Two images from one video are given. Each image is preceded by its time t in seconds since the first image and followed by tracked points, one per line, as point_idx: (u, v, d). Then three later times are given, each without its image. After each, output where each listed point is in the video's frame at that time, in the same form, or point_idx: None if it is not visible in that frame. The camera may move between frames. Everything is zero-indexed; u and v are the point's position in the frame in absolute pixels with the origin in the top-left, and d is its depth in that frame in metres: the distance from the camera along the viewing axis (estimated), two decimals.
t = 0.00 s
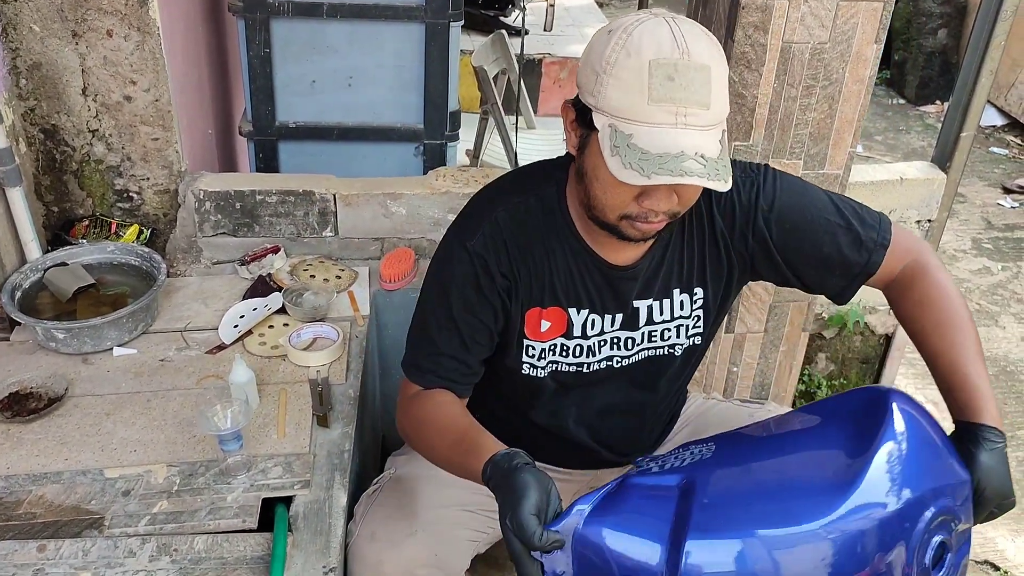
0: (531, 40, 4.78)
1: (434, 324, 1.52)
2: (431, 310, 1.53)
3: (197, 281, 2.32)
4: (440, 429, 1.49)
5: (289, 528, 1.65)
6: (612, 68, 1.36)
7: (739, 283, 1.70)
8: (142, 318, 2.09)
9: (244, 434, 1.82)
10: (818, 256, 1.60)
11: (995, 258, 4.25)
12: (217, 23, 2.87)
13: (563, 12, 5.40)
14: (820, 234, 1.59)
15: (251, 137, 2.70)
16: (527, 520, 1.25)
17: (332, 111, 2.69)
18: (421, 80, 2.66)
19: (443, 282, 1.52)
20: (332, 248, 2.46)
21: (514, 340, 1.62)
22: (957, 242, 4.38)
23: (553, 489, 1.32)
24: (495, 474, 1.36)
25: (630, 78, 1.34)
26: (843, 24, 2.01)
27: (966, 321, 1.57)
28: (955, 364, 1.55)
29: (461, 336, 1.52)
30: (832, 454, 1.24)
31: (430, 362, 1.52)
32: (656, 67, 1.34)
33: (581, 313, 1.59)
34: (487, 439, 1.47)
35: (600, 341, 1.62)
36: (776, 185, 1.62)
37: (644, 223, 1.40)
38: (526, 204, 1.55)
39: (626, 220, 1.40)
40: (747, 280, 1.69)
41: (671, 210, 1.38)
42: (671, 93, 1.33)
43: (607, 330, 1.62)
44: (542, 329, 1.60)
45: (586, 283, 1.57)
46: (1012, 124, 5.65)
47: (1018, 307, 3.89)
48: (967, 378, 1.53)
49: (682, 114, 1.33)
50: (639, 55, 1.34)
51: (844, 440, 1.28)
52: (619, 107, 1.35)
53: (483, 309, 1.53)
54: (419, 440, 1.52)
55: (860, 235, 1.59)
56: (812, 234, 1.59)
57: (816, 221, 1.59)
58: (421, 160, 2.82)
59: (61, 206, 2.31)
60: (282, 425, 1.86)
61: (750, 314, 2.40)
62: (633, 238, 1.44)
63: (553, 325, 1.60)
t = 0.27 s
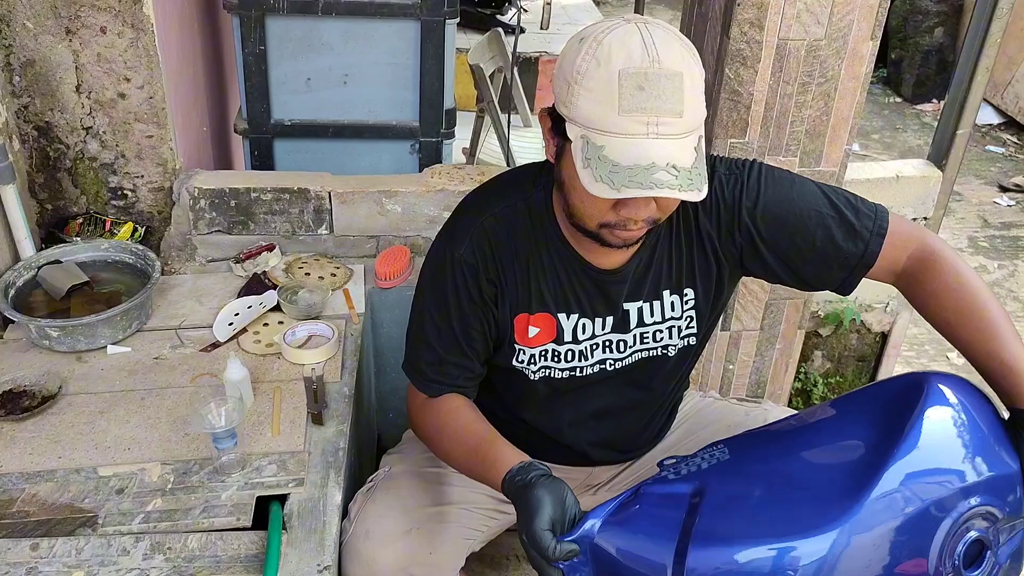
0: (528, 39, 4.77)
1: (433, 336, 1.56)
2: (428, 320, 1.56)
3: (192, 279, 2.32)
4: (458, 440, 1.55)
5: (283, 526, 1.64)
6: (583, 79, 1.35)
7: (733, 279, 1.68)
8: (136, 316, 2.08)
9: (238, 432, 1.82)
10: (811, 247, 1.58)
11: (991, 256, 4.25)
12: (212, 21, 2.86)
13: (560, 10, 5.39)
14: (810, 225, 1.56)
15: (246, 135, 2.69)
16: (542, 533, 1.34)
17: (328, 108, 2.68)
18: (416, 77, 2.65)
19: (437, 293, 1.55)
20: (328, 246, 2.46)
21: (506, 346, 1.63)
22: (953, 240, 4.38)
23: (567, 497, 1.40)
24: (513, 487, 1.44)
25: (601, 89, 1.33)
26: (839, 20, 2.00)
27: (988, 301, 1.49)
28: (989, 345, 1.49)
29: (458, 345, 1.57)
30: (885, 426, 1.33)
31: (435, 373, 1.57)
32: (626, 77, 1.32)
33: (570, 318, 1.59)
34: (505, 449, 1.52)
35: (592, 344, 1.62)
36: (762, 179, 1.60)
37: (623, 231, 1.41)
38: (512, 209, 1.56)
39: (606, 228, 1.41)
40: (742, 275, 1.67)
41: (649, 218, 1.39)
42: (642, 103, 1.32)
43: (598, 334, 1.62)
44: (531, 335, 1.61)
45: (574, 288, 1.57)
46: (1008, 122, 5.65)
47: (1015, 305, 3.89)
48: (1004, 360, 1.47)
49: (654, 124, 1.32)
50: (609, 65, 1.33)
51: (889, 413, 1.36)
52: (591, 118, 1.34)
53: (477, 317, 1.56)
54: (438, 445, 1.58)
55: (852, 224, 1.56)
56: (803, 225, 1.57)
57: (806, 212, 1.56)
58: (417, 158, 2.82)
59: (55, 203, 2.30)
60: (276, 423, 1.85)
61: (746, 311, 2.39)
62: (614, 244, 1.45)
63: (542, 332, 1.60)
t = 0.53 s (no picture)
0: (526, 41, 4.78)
1: (434, 348, 1.57)
2: (425, 333, 1.57)
3: (191, 282, 2.32)
4: (468, 456, 1.59)
5: (282, 530, 1.64)
6: (565, 84, 1.36)
7: (726, 274, 1.69)
8: (134, 320, 2.08)
9: (237, 436, 1.82)
10: (802, 233, 1.58)
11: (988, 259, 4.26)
12: (210, 24, 2.86)
13: (558, 13, 5.40)
14: (798, 212, 1.57)
15: (245, 138, 2.69)
16: (562, 544, 1.37)
17: (326, 111, 2.69)
18: (415, 81, 2.66)
19: (434, 305, 1.56)
20: (326, 249, 2.46)
21: (503, 354, 1.64)
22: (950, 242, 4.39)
23: (584, 513, 1.43)
24: (532, 507, 1.48)
25: (582, 94, 1.34)
26: (836, 25, 2.01)
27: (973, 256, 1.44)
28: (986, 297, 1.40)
29: (457, 354, 1.58)
30: (890, 386, 1.22)
31: (441, 386, 1.59)
32: (607, 81, 1.33)
33: (565, 324, 1.59)
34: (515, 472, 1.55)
35: (588, 348, 1.63)
36: (747, 172, 1.62)
37: (612, 233, 1.40)
38: (502, 217, 1.56)
39: (595, 232, 1.41)
40: (735, 269, 1.68)
41: (637, 219, 1.39)
42: (624, 106, 1.32)
43: (594, 338, 1.62)
44: (526, 342, 1.61)
45: (567, 293, 1.57)
46: (1004, 125, 5.66)
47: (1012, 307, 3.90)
48: (1001, 311, 1.38)
49: (637, 126, 1.32)
50: (590, 70, 1.34)
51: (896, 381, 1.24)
52: (574, 123, 1.34)
53: (473, 327, 1.57)
54: (446, 456, 1.62)
55: (841, 208, 1.56)
56: (789, 213, 1.58)
57: (792, 200, 1.58)
58: (415, 161, 2.82)
59: (54, 206, 2.31)
60: (275, 427, 1.86)
61: (744, 315, 2.40)
62: (605, 247, 1.44)
63: (537, 339, 1.60)
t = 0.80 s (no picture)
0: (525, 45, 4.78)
1: (444, 357, 1.57)
2: (432, 342, 1.57)
3: (190, 286, 2.32)
4: (484, 464, 1.59)
5: (281, 534, 1.65)
6: (552, 74, 1.36)
7: (720, 259, 1.69)
8: (133, 324, 2.08)
9: (236, 439, 1.82)
10: (790, 206, 1.59)
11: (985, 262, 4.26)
12: (209, 27, 2.87)
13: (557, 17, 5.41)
14: (785, 186, 1.59)
15: (243, 141, 2.69)
16: (589, 546, 1.37)
17: (325, 115, 2.69)
18: (413, 85, 2.66)
19: (437, 312, 1.55)
20: (325, 252, 2.46)
21: (506, 356, 1.63)
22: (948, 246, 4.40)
23: (607, 519, 1.43)
24: (557, 517, 1.48)
25: (569, 80, 1.34)
26: (834, 30, 2.02)
27: (955, 189, 1.42)
28: (978, 224, 1.36)
29: (464, 359, 1.57)
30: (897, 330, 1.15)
31: (454, 395, 1.59)
32: (593, 65, 1.33)
33: (567, 320, 1.59)
34: (534, 483, 1.57)
35: (592, 344, 1.62)
36: (730, 153, 1.63)
37: (609, 220, 1.40)
38: (496, 220, 1.56)
39: (591, 220, 1.40)
40: (729, 252, 1.68)
41: (633, 202, 1.38)
42: (612, 88, 1.33)
43: (597, 333, 1.62)
44: (529, 342, 1.60)
45: (567, 288, 1.57)
46: (1001, 128, 5.67)
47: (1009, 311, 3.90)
48: (996, 236, 1.33)
49: (626, 107, 1.33)
50: (574, 56, 1.34)
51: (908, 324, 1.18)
52: (563, 111, 1.34)
53: (477, 331, 1.56)
54: (462, 469, 1.63)
55: (825, 177, 1.57)
56: (776, 189, 1.59)
57: (779, 175, 1.59)
58: (413, 165, 2.82)
59: (53, 210, 2.31)
60: (274, 431, 1.86)
61: (742, 318, 2.40)
62: (602, 236, 1.44)
63: (541, 338, 1.60)
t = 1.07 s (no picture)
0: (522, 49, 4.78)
1: (449, 374, 1.58)
2: (433, 360, 1.57)
3: (186, 291, 2.32)
4: (503, 475, 1.62)
5: (278, 539, 1.64)
6: (523, 87, 1.36)
7: (710, 244, 1.68)
8: (129, 329, 2.08)
9: (232, 444, 1.82)
10: (762, 175, 1.56)
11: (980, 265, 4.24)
12: (205, 32, 2.87)
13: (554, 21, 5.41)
14: (751, 154, 1.57)
15: (240, 146, 2.69)
16: (619, 543, 1.43)
17: (322, 119, 2.69)
18: (410, 89, 2.66)
19: (438, 330, 1.56)
20: (321, 257, 2.46)
21: (509, 365, 1.63)
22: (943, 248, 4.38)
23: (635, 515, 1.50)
24: (584, 514, 1.54)
25: (542, 91, 1.34)
26: (830, 34, 2.03)
27: (928, 125, 1.37)
28: (959, 151, 1.30)
29: (468, 374, 1.58)
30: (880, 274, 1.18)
31: (464, 411, 1.60)
32: (564, 74, 1.34)
33: (567, 325, 1.59)
34: (555, 493, 1.59)
35: (594, 345, 1.63)
36: (693, 133, 1.63)
37: (596, 224, 1.40)
38: (484, 231, 1.55)
39: (578, 226, 1.40)
40: (717, 235, 1.66)
41: (617, 204, 1.38)
42: (585, 96, 1.33)
43: (598, 334, 1.62)
44: (531, 351, 1.61)
45: (565, 293, 1.58)
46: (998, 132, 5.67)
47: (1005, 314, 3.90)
48: (972, 163, 1.27)
49: (600, 113, 1.33)
50: (544, 67, 1.35)
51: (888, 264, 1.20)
52: (539, 122, 1.35)
53: (478, 343, 1.57)
54: (480, 479, 1.64)
55: (788, 136, 1.55)
56: (743, 160, 1.58)
57: (745, 146, 1.57)
58: (410, 169, 2.83)
59: (49, 215, 2.31)
60: (271, 436, 1.86)
61: (739, 322, 2.41)
62: (591, 240, 1.44)
63: (542, 346, 1.60)
